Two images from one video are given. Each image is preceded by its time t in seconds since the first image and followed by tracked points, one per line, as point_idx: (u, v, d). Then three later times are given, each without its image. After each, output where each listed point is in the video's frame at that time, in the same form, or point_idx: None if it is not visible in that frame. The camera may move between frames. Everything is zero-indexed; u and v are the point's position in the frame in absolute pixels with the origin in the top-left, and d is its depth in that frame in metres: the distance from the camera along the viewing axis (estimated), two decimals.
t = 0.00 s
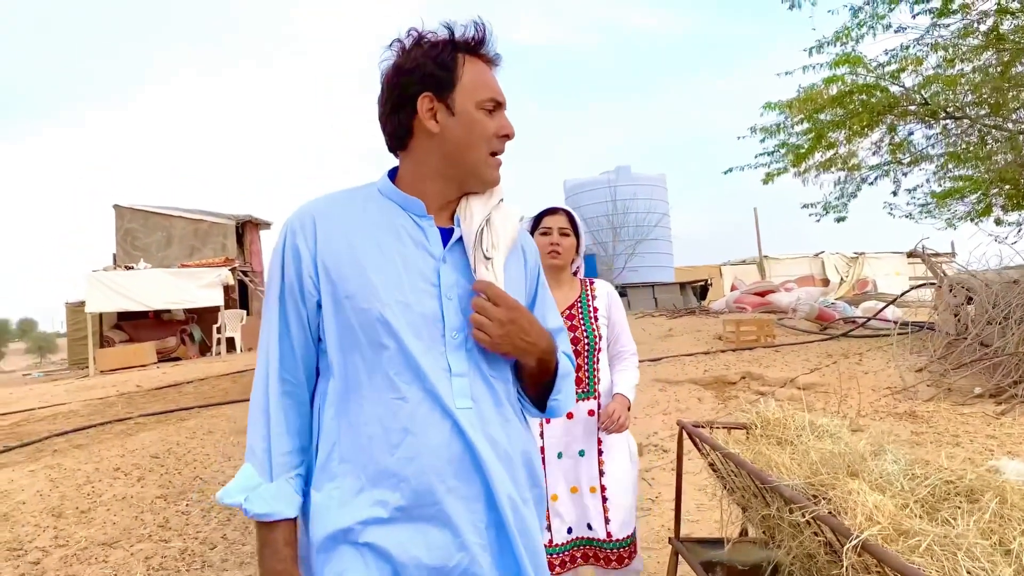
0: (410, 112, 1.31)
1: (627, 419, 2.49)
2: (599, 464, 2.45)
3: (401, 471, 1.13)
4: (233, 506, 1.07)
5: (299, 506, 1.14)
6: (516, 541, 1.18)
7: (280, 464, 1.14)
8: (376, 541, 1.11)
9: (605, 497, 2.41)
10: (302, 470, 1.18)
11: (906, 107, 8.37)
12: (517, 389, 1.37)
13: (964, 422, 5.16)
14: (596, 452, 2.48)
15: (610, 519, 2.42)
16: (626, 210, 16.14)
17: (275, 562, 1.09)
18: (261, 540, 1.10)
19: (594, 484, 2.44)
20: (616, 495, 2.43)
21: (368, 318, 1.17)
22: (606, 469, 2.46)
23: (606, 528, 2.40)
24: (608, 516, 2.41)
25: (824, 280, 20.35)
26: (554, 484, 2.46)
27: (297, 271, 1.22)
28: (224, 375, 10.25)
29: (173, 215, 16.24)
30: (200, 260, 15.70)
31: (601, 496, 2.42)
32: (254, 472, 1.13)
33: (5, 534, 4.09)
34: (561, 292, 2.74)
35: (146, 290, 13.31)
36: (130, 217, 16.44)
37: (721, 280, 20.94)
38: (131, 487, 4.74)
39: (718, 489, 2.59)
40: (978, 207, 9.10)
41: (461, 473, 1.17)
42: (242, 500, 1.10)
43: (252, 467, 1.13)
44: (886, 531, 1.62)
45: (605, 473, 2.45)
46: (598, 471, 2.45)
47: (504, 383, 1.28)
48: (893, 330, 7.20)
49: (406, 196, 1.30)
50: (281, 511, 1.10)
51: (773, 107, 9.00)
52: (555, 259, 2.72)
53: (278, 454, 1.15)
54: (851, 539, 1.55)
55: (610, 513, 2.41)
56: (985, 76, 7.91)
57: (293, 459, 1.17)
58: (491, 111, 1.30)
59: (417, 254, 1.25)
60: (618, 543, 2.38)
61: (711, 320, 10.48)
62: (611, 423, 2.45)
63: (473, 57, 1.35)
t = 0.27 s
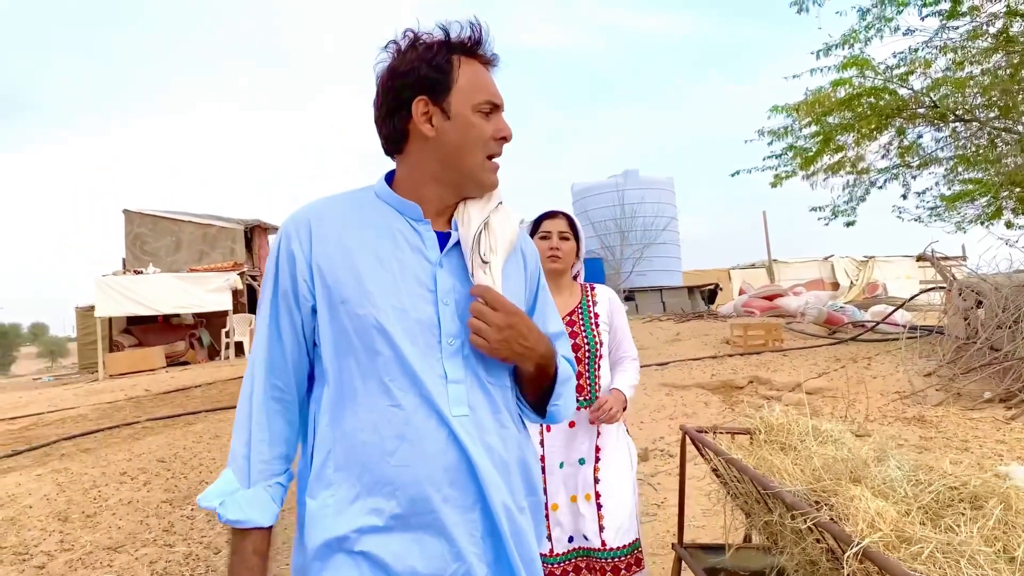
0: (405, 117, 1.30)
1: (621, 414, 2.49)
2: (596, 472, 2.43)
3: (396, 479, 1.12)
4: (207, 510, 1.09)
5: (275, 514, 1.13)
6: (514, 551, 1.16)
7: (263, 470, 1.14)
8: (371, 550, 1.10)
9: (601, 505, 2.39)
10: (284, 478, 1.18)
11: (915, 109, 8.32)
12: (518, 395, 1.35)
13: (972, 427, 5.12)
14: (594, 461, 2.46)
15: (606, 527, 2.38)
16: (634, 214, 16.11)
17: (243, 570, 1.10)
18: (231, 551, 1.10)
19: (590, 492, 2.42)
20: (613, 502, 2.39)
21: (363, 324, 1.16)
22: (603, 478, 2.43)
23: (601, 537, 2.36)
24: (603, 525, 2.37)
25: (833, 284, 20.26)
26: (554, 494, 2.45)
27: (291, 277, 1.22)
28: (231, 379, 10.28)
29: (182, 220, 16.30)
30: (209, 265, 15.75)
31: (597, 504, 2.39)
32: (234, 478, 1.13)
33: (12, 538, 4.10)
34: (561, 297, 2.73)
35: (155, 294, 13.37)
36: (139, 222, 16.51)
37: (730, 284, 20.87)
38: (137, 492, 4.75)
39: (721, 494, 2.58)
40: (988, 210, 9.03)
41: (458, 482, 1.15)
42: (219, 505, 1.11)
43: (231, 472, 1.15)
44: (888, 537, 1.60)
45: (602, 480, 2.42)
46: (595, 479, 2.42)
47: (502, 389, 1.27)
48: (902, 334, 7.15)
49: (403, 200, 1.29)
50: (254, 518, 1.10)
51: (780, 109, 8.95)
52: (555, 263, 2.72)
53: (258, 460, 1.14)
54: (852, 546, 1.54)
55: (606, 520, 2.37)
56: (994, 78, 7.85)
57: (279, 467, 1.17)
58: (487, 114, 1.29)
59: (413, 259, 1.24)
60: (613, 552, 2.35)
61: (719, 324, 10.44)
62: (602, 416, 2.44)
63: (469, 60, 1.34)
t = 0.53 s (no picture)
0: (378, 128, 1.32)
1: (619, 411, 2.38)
2: (602, 489, 2.29)
3: (386, 487, 1.12)
4: (200, 522, 1.09)
5: (270, 526, 1.14)
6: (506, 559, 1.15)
7: (252, 481, 1.14)
8: (362, 559, 1.10)
9: (608, 524, 2.24)
10: (277, 489, 1.18)
11: (921, 112, 8.29)
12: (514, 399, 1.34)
13: (979, 432, 5.09)
14: (601, 477, 2.31)
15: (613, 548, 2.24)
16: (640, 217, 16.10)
17: None
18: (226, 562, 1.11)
19: (596, 510, 2.27)
20: (620, 521, 2.25)
21: (352, 332, 1.16)
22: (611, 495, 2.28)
23: (607, 558, 2.23)
24: (610, 545, 2.24)
25: (841, 287, 20.20)
26: (559, 509, 2.33)
27: (281, 286, 1.22)
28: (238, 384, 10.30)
29: (189, 224, 16.36)
30: (216, 269, 15.79)
31: (603, 523, 2.25)
32: (226, 489, 1.14)
33: (17, 543, 4.12)
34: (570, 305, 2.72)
35: (162, 299, 13.42)
36: (147, 226, 16.58)
37: (737, 287, 20.83)
38: (141, 497, 4.76)
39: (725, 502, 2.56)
40: (995, 214, 8.99)
41: (449, 490, 1.15)
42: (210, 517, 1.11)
43: (224, 484, 1.15)
44: (888, 546, 1.59)
45: (609, 499, 2.27)
46: (602, 497, 2.28)
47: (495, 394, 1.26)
48: (909, 338, 7.11)
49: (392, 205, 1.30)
50: (250, 529, 1.10)
51: (785, 113, 8.94)
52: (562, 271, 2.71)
53: (249, 472, 1.15)
54: (852, 555, 1.53)
55: (612, 540, 2.24)
56: (1001, 81, 7.83)
57: (270, 478, 1.17)
58: (459, 119, 1.28)
59: (402, 266, 1.24)
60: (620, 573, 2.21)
61: (725, 328, 10.42)
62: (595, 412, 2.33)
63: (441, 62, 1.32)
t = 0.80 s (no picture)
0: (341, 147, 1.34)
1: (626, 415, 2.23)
2: (618, 506, 2.17)
3: (372, 500, 1.12)
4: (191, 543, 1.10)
5: (261, 544, 1.15)
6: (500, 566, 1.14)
7: (240, 499, 1.16)
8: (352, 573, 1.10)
9: (625, 543, 2.14)
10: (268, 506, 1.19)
11: (925, 114, 8.26)
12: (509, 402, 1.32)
13: (984, 436, 5.06)
14: (617, 493, 2.19)
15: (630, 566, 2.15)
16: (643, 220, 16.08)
17: None
18: None
19: (613, 529, 2.17)
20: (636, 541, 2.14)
21: (337, 347, 1.17)
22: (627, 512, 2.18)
23: None
24: (627, 564, 2.14)
25: (846, 290, 20.15)
26: (571, 527, 2.25)
27: (266, 301, 1.23)
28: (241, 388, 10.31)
29: (194, 228, 16.38)
30: (221, 273, 15.82)
31: (620, 542, 2.15)
32: (215, 508, 1.15)
33: (18, 549, 4.12)
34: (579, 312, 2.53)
35: (167, 303, 13.44)
36: (151, 231, 16.62)
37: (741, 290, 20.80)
38: (143, 503, 4.76)
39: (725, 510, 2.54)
40: (1000, 216, 8.95)
41: (438, 501, 1.14)
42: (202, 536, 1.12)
43: (214, 503, 1.16)
44: (887, 557, 1.57)
45: (625, 517, 2.16)
46: (618, 514, 2.17)
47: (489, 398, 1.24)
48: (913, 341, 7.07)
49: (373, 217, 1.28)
50: (240, 549, 1.11)
51: (788, 116, 8.91)
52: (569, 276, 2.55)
53: (238, 489, 1.16)
54: (849, 566, 1.51)
55: (628, 560, 2.14)
56: (1005, 83, 7.80)
57: (261, 495, 1.18)
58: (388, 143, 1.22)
59: (387, 277, 1.24)
60: None
61: (729, 331, 10.40)
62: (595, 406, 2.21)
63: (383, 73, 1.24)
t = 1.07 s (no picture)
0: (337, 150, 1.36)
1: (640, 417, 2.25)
2: (626, 512, 2.18)
3: (362, 501, 1.14)
4: (183, 544, 1.12)
5: (252, 543, 1.17)
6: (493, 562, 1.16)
7: (230, 501, 1.18)
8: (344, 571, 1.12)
9: (630, 549, 2.15)
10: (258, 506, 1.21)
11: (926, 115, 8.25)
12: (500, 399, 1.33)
13: (985, 436, 5.06)
14: (624, 499, 2.20)
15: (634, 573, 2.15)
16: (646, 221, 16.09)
17: None
18: None
19: (618, 535, 2.18)
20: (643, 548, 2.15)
21: (327, 349, 1.19)
22: (633, 519, 2.18)
23: None
24: (631, 571, 2.15)
25: (849, 290, 20.12)
26: (576, 533, 2.21)
27: (257, 305, 1.24)
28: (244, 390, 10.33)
29: (197, 231, 16.42)
30: (224, 275, 15.85)
31: (626, 548, 2.16)
32: (207, 511, 1.17)
33: (21, 552, 4.14)
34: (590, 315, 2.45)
35: (170, 305, 13.47)
36: (154, 233, 16.67)
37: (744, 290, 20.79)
38: (146, 505, 4.77)
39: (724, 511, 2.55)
40: (1002, 215, 8.94)
41: (429, 500, 1.16)
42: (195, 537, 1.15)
43: (205, 504, 1.18)
44: (880, 557, 1.58)
45: (632, 523, 2.18)
46: (625, 521, 2.18)
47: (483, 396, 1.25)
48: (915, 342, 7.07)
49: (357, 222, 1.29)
50: (231, 549, 1.14)
51: (789, 117, 8.92)
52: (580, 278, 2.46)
53: (228, 492, 1.18)
54: (843, 566, 1.52)
55: (634, 566, 2.14)
56: (1006, 83, 7.79)
57: (252, 496, 1.20)
58: (364, 158, 1.22)
59: (376, 280, 1.25)
60: None
61: (730, 332, 10.40)
62: (596, 398, 2.21)
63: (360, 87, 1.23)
